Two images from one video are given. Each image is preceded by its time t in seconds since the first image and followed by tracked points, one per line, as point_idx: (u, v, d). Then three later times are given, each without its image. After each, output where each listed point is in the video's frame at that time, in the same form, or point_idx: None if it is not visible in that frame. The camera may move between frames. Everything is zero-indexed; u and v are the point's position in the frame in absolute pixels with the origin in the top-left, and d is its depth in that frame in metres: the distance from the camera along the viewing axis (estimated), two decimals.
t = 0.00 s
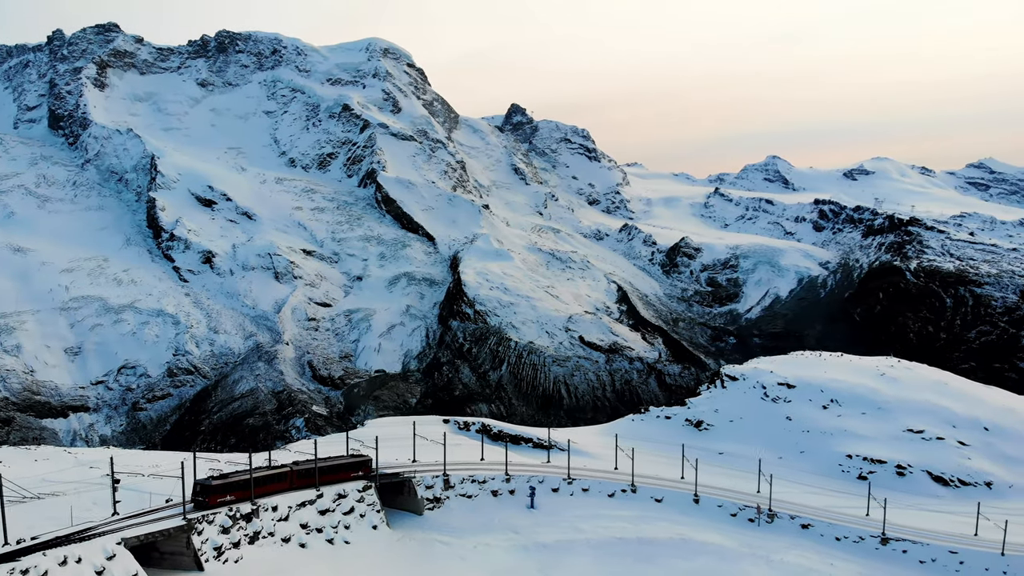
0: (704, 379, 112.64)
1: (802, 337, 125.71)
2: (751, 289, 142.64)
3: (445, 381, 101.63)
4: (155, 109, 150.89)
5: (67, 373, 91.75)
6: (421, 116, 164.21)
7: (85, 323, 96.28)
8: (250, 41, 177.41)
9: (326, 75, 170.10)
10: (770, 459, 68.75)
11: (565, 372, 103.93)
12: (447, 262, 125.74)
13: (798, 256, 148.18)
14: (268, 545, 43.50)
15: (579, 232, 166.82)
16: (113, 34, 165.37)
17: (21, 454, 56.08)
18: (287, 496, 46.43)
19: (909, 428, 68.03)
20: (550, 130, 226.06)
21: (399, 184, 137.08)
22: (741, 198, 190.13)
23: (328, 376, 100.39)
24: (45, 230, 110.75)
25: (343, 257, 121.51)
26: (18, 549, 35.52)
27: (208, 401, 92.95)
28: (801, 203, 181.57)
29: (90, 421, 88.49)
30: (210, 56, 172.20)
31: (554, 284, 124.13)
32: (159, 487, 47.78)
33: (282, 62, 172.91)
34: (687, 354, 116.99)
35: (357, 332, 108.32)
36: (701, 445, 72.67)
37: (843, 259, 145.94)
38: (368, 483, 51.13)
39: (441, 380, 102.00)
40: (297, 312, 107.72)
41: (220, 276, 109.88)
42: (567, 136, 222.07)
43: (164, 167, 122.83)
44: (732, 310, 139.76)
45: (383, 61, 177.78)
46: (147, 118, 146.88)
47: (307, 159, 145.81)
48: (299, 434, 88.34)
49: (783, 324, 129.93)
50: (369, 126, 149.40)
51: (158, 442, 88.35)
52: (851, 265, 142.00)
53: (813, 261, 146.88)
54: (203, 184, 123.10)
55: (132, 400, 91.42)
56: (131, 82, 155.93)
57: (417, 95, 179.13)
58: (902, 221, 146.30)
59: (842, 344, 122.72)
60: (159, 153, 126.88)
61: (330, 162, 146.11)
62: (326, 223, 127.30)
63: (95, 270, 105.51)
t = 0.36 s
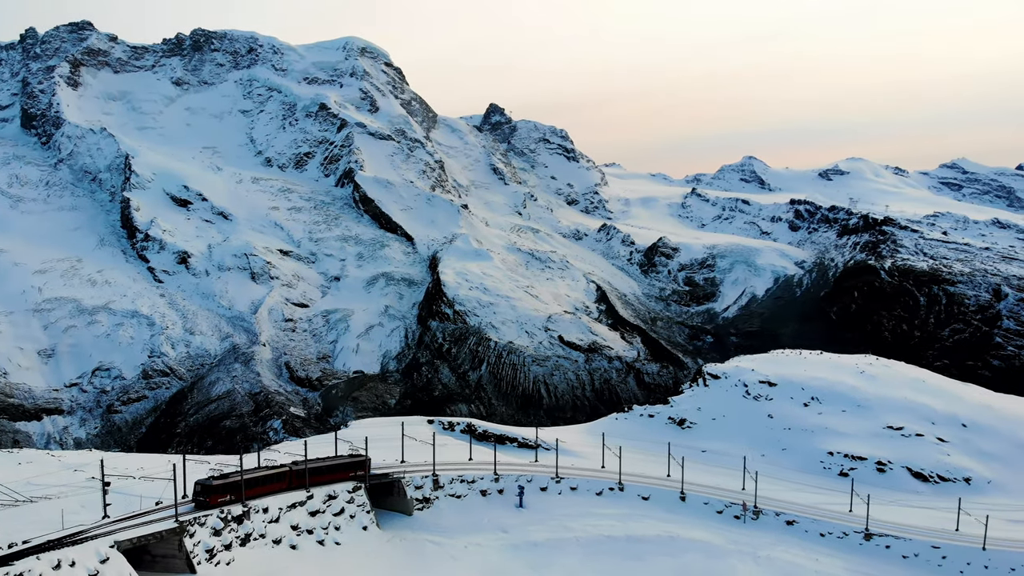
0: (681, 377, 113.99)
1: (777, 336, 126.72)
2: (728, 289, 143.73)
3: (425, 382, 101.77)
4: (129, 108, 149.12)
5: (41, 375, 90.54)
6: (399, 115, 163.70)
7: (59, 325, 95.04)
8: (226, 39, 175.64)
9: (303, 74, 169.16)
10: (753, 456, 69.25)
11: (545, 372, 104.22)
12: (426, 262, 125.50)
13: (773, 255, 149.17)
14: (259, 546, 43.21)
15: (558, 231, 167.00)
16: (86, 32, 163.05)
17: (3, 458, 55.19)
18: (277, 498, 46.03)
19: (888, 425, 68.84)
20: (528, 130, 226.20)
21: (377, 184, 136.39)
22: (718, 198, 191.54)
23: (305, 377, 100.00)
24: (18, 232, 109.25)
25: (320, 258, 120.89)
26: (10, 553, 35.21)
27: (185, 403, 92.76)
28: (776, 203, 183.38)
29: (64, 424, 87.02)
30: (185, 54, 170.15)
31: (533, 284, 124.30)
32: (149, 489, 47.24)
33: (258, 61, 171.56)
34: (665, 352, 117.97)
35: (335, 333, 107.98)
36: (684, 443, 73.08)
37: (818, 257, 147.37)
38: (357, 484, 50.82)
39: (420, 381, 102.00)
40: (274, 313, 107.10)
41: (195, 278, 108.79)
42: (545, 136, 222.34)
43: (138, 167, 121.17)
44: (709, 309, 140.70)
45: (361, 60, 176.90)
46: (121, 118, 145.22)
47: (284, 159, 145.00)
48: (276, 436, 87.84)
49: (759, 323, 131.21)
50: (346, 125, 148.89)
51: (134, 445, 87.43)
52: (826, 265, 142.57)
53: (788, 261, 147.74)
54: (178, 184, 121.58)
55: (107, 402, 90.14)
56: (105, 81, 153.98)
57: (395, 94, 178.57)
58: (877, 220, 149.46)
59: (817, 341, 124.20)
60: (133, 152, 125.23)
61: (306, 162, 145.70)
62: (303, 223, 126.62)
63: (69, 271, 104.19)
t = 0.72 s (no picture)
0: (663, 377, 114.35)
1: (757, 335, 127.80)
2: (707, 289, 144.67)
3: (406, 383, 101.56)
4: (106, 107, 147.59)
5: (17, 378, 89.48)
6: (379, 114, 163.28)
7: (35, 327, 93.96)
8: (204, 38, 174.11)
9: (282, 73, 168.12)
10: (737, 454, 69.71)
11: (527, 372, 104.45)
12: (407, 262, 125.22)
13: (752, 255, 150.60)
14: (252, 548, 42.96)
15: (539, 231, 167.10)
16: (62, 30, 161.06)
17: None
18: (268, 499, 45.77)
19: (870, 423, 69.58)
20: (510, 130, 226.27)
21: (358, 184, 135.95)
22: (697, 198, 192.88)
23: (285, 379, 99.04)
24: None
25: (300, 258, 120.29)
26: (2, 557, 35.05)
27: (163, 405, 91.73)
28: (756, 203, 184.83)
29: (41, 427, 86.17)
30: (163, 53, 168.38)
31: (515, 284, 124.37)
32: (139, 492, 46.72)
33: (236, 60, 170.24)
34: (646, 352, 118.39)
35: (315, 334, 107.36)
36: (669, 442, 73.37)
37: (797, 257, 149.20)
38: (348, 484, 50.54)
39: (401, 382, 101.77)
40: (254, 314, 106.29)
41: (174, 279, 107.69)
42: (526, 136, 222.57)
43: (115, 167, 119.78)
44: (688, 309, 141.47)
45: (341, 59, 176.04)
46: (98, 117, 143.71)
47: (262, 159, 144.21)
48: (257, 438, 86.97)
49: (739, 322, 132.13)
50: (326, 124, 148.26)
51: (112, 448, 86.68)
52: (804, 265, 144.47)
53: (767, 260, 149.35)
54: (156, 183, 120.15)
55: (84, 405, 89.26)
56: (81, 80, 152.29)
57: (375, 94, 177.91)
58: (854, 220, 151.03)
59: (796, 339, 125.79)
60: (110, 151, 123.94)
61: (286, 161, 144.98)
62: (282, 223, 125.87)
63: (45, 272, 103.02)
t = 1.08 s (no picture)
0: (641, 375, 115.56)
1: (734, 334, 128.87)
2: (685, 288, 145.71)
3: (385, 384, 101.23)
4: (79, 106, 145.54)
5: None
6: (356, 113, 162.79)
7: (7, 327, 91.50)
8: (178, 36, 172.24)
9: (257, 71, 166.83)
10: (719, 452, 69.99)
11: (506, 372, 104.77)
12: (385, 262, 124.87)
13: (728, 254, 152.36)
14: (243, 550, 42.55)
15: (518, 231, 167.22)
16: (34, 28, 158.65)
17: None
18: (259, 501, 45.48)
19: (850, 420, 70.50)
20: (488, 130, 226.03)
21: (335, 183, 135.29)
22: (675, 198, 194.31)
23: (262, 381, 98.43)
24: None
25: (276, 258, 119.51)
26: None
27: (138, 408, 90.74)
28: (732, 203, 186.60)
29: (13, 430, 84.60)
30: (137, 51, 166.24)
31: (493, 284, 124.47)
32: (130, 494, 46.09)
33: (211, 58, 168.54)
34: (624, 351, 119.25)
35: (292, 335, 106.60)
36: (653, 439, 73.59)
37: (772, 257, 150.90)
38: (338, 486, 50.36)
39: (380, 383, 101.44)
40: (229, 315, 105.71)
41: (148, 280, 106.26)
42: (504, 136, 222.60)
43: (88, 167, 118.14)
44: (666, 308, 142.16)
45: (317, 57, 175.02)
46: (71, 116, 141.72)
47: (238, 158, 143.12)
48: (234, 441, 85.26)
49: (716, 321, 133.43)
50: (302, 123, 147.46)
51: (86, 451, 85.65)
52: (779, 264, 146.49)
53: (743, 260, 151.16)
54: (129, 183, 118.97)
55: (57, 408, 88.02)
56: (54, 79, 149.99)
57: (351, 93, 177.12)
58: (829, 220, 153.12)
59: (772, 338, 126.10)
60: (83, 151, 122.31)
61: (261, 161, 144.08)
62: (258, 223, 124.94)
63: (17, 273, 101.21)
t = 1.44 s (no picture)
0: (620, 373, 116.50)
1: (711, 332, 129.49)
2: (663, 287, 146.65)
3: (363, 385, 101.00)
4: (51, 105, 143.32)
5: None
6: (333, 113, 162.12)
7: None
8: (153, 34, 170.11)
9: (233, 70, 165.51)
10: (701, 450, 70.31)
11: (486, 372, 105.00)
12: (363, 262, 124.52)
13: (704, 254, 153.76)
14: (234, 552, 42.17)
15: (497, 231, 167.33)
16: (5, 25, 156.13)
17: None
18: (250, 503, 45.12)
19: (831, 417, 71.28)
20: (466, 129, 225.75)
21: (312, 183, 134.73)
22: (652, 199, 195.66)
23: (238, 382, 97.84)
24: None
25: (252, 258, 118.63)
26: None
27: (112, 411, 89.72)
28: (709, 203, 188.23)
29: None
30: (110, 49, 163.93)
31: (473, 284, 124.61)
32: (120, 496, 45.48)
33: (185, 57, 166.62)
34: (602, 350, 119.87)
35: (268, 336, 105.99)
36: (636, 437, 73.85)
37: (749, 257, 152.32)
38: (327, 486, 50.05)
39: (358, 384, 101.20)
40: (205, 316, 104.72)
41: (122, 281, 104.92)
42: (482, 136, 222.53)
43: (61, 166, 116.36)
44: (644, 308, 143.00)
45: (293, 56, 173.84)
46: (43, 115, 139.54)
47: (213, 157, 141.94)
48: (210, 442, 85.63)
49: (693, 320, 134.18)
50: (278, 122, 146.51)
51: (60, 454, 84.64)
52: (756, 264, 147.85)
53: (719, 260, 152.30)
54: (103, 182, 117.53)
55: (31, 410, 86.57)
56: (26, 77, 147.65)
57: (328, 92, 176.28)
58: (804, 220, 155.81)
59: (747, 336, 126.11)
60: (57, 151, 120.45)
61: (237, 160, 143.04)
62: (234, 223, 123.88)
63: None
